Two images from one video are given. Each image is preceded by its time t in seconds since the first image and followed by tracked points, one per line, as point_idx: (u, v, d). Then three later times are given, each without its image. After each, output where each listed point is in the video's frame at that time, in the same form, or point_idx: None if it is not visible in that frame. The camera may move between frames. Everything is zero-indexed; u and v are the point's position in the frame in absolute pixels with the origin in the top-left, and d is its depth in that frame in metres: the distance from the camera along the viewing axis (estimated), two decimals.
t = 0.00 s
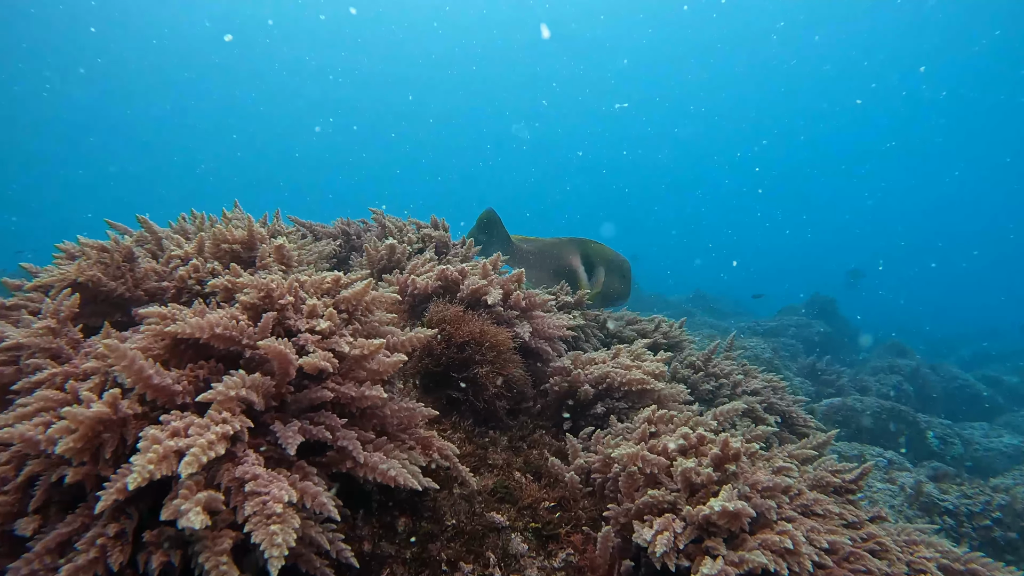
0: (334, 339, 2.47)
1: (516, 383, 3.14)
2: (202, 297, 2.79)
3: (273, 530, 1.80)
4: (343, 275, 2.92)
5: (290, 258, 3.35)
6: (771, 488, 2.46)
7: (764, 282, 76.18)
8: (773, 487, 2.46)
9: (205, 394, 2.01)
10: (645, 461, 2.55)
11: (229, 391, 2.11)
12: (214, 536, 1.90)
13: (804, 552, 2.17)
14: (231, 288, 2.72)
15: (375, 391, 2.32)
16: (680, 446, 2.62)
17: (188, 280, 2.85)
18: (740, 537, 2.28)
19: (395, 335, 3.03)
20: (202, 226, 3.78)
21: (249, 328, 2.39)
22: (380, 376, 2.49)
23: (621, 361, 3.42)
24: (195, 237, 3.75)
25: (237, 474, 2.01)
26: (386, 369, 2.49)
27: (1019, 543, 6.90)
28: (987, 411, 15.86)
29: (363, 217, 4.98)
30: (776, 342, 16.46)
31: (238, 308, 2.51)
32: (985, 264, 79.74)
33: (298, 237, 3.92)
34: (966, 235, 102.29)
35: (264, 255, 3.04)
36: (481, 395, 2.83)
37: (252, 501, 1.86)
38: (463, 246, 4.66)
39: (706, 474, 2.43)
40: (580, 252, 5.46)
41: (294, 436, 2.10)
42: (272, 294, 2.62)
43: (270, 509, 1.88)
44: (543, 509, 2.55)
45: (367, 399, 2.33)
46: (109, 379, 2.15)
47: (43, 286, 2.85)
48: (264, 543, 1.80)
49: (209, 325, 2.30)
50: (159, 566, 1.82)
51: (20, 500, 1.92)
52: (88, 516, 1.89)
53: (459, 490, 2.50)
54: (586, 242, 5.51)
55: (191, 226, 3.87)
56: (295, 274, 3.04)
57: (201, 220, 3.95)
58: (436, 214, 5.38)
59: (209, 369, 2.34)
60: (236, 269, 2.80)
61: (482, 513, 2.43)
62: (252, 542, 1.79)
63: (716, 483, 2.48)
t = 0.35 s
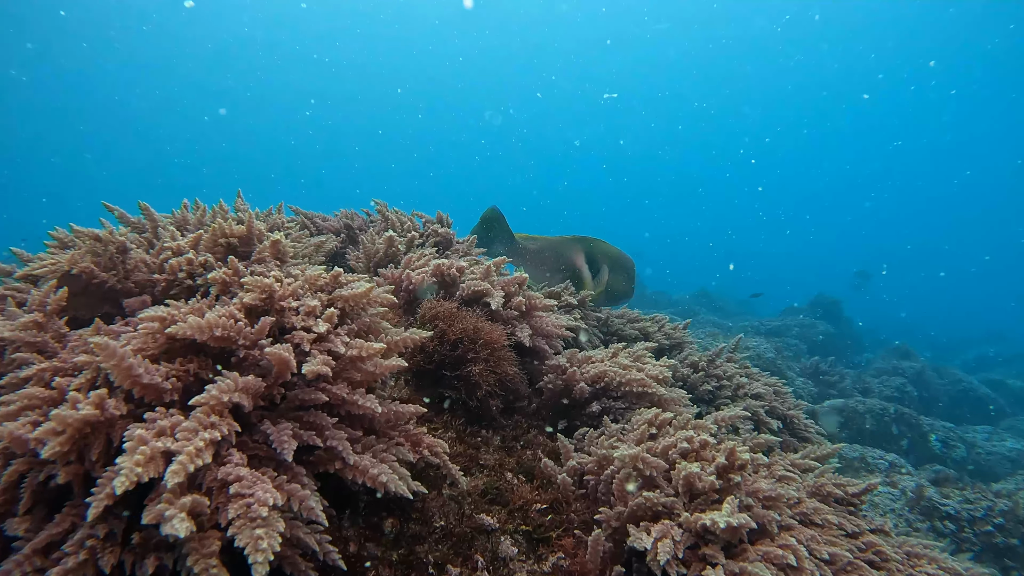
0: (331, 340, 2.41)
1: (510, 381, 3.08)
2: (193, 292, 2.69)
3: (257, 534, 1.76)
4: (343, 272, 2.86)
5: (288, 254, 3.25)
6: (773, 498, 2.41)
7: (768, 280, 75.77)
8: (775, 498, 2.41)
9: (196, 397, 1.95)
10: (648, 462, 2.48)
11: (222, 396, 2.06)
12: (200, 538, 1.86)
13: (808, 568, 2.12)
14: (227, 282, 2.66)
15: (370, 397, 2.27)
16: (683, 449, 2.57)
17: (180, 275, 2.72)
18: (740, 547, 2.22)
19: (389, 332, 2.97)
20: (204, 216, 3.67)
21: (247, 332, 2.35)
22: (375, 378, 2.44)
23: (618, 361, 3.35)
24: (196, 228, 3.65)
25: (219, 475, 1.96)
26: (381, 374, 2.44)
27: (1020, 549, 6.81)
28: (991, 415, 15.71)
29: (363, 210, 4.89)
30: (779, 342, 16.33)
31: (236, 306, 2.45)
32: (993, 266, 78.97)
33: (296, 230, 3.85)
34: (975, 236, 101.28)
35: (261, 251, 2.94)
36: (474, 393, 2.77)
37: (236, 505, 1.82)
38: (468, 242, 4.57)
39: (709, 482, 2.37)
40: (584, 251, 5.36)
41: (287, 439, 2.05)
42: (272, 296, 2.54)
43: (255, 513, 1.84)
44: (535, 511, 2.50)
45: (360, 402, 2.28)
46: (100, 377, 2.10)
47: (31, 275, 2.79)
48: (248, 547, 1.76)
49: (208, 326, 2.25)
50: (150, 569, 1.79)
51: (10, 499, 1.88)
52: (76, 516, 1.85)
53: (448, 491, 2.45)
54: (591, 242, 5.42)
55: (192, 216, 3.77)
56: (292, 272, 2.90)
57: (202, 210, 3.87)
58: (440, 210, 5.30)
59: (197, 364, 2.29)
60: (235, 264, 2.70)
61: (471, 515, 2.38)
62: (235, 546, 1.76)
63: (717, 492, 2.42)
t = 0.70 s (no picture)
0: (331, 342, 2.33)
1: (508, 381, 3.02)
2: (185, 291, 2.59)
3: (249, 544, 1.71)
4: (344, 272, 2.76)
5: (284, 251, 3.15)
6: (780, 505, 2.35)
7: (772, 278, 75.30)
8: (782, 506, 2.35)
9: (193, 405, 1.88)
10: (653, 463, 2.42)
11: (219, 404, 1.99)
12: (190, 545, 1.81)
13: None
14: (224, 279, 2.56)
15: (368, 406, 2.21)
16: (690, 452, 2.50)
17: (176, 275, 2.63)
18: (747, 556, 2.16)
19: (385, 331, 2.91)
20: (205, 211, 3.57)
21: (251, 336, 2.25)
22: (373, 382, 2.37)
23: (619, 360, 3.28)
24: (197, 224, 3.55)
25: (207, 480, 1.91)
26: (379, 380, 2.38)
27: None
28: (998, 414, 15.55)
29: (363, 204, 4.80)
30: (784, 341, 16.18)
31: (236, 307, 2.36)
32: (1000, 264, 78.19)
33: (293, 227, 3.77)
34: (982, 233, 100.30)
35: (258, 249, 2.82)
36: (471, 394, 2.71)
37: (225, 513, 1.77)
38: (473, 241, 4.47)
39: (718, 488, 2.29)
40: (590, 252, 5.26)
41: (286, 446, 1.99)
42: (277, 301, 2.43)
43: (246, 521, 1.79)
44: (532, 515, 2.44)
45: (357, 407, 2.22)
46: (92, 380, 2.02)
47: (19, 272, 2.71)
48: (240, 556, 1.72)
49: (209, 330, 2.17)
50: None
51: None
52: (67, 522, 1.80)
53: (443, 494, 2.39)
54: (597, 241, 5.31)
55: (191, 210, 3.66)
56: (287, 269, 2.79)
57: (203, 205, 3.77)
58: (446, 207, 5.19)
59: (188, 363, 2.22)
60: (234, 260, 2.57)
61: (466, 519, 2.33)
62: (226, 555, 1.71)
63: (724, 499, 2.36)
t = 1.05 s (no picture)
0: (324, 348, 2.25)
1: (502, 384, 2.96)
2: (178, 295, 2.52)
3: (238, 557, 1.65)
4: (339, 275, 2.70)
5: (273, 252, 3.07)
6: (784, 514, 2.28)
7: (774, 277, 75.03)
8: (786, 515, 2.28)
9: (185, 420, 1.80)
10: (654, 468, 2.35)
11: (209, 414, 1.89)
12: (174, 557, 1.75)
13: None
14: (213, 279, 2.48)
15: (362, 416, 2.13)
16: (691, 456, 2.43)
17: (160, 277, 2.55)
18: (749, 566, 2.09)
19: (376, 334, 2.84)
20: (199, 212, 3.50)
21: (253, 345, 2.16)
22: (364, 388, 2.30)
23: (617, 361, 3.22)
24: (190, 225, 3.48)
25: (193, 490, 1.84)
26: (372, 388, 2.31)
27: None
28: (1002, 415, 15.39)
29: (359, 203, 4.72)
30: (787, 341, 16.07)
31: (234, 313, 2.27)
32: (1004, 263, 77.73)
33: (287, 227, 3.71)
34: (985, 232, 99.93)
35: (245, 248, 2.75)
36: (465, 398, 2.64)
37: (211, 526, 1.70)
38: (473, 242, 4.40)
39: (721, 495, 2.22)
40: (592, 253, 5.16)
41: (279, 457, 1.92)
42: (276, 308, 2.31)
43: (234, 534, 1.73)
44: (527, 523, 2.38)
45: (347, 413, 2.15)
46: (80, 385, 1.95)
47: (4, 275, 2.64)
48: (228, 571, 1.65)
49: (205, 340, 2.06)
50: None
51: None
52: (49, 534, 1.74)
53: (435, 502, 2.33)
54: (598, 242, 5.21)
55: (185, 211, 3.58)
56: (274, 269, 2.71)
57: (197, 207, 3.70)
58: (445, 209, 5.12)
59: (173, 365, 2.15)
60: (224, 261, 2.50)
61: (458, 528, 2.27)
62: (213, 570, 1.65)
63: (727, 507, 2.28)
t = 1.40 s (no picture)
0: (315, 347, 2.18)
1: (495, 383, 2.92)
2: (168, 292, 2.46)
3: (225, 561, 1.60)
4: (329, 273, 2.64)
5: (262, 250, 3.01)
6: (784, 516, 2.23)
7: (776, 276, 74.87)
8: (786, 517, 2.23)
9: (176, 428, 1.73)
10: (650, 467, 2.30)
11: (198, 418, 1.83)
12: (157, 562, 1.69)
13: None
14: (200, 276, 2.41)
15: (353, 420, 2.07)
16: (689, 456, 2.39)
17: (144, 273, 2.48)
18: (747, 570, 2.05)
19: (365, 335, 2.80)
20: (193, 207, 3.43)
21: (246, 349, 2.07)
22: (354, 389, 2.24)
23: (611, 359, 3.18)
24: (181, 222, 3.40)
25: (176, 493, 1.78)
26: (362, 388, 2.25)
27: None
28: (1004, 414, 15.31)
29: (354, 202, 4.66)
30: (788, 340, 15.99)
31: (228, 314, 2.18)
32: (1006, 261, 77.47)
33: (280, 226, 3.67)
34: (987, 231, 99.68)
35: (231, 244, 2.69)
36: (456, 398, 2.59)
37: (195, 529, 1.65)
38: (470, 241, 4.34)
39: (720, 496, 2.17)
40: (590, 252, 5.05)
41: (267, 457, 1.86)
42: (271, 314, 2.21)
43: (220, 538, 1.67)
44: (518, 526, 2.34)
45: (335, 413, 2.09)
46: (65, 385, 1.88)
47: None
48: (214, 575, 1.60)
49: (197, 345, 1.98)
50: None
51: None
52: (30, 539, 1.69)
53: (424, 505, 2.28)
54: (596, 241, 5.09)
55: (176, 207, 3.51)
56: (261, 266, 2.65)
57: (189, 204, 3.62)
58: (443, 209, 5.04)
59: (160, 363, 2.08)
60: (212, 257, 2.44)
61: (448, 532, 2.22)
62: (198, 575, 1.59)
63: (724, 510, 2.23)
